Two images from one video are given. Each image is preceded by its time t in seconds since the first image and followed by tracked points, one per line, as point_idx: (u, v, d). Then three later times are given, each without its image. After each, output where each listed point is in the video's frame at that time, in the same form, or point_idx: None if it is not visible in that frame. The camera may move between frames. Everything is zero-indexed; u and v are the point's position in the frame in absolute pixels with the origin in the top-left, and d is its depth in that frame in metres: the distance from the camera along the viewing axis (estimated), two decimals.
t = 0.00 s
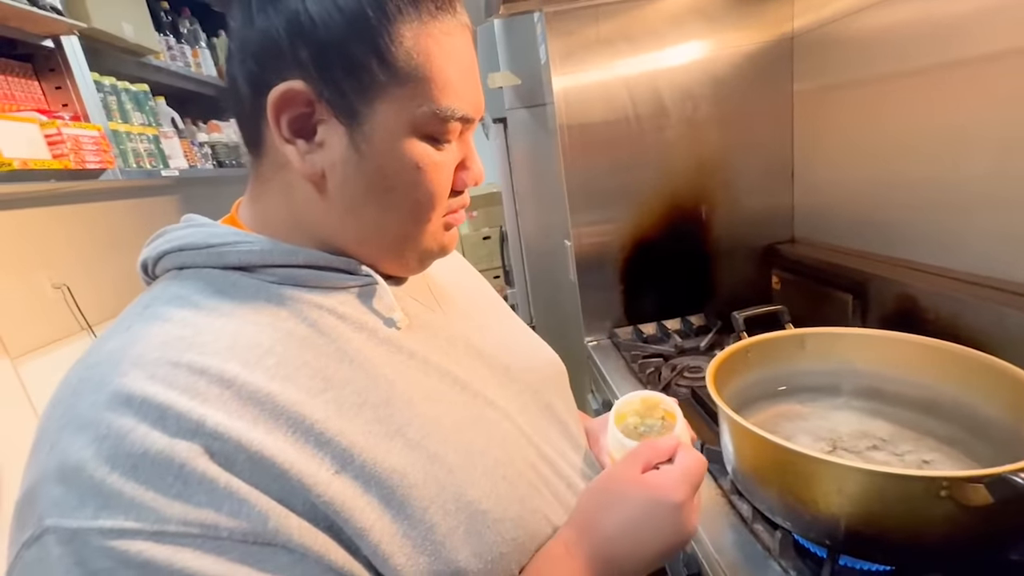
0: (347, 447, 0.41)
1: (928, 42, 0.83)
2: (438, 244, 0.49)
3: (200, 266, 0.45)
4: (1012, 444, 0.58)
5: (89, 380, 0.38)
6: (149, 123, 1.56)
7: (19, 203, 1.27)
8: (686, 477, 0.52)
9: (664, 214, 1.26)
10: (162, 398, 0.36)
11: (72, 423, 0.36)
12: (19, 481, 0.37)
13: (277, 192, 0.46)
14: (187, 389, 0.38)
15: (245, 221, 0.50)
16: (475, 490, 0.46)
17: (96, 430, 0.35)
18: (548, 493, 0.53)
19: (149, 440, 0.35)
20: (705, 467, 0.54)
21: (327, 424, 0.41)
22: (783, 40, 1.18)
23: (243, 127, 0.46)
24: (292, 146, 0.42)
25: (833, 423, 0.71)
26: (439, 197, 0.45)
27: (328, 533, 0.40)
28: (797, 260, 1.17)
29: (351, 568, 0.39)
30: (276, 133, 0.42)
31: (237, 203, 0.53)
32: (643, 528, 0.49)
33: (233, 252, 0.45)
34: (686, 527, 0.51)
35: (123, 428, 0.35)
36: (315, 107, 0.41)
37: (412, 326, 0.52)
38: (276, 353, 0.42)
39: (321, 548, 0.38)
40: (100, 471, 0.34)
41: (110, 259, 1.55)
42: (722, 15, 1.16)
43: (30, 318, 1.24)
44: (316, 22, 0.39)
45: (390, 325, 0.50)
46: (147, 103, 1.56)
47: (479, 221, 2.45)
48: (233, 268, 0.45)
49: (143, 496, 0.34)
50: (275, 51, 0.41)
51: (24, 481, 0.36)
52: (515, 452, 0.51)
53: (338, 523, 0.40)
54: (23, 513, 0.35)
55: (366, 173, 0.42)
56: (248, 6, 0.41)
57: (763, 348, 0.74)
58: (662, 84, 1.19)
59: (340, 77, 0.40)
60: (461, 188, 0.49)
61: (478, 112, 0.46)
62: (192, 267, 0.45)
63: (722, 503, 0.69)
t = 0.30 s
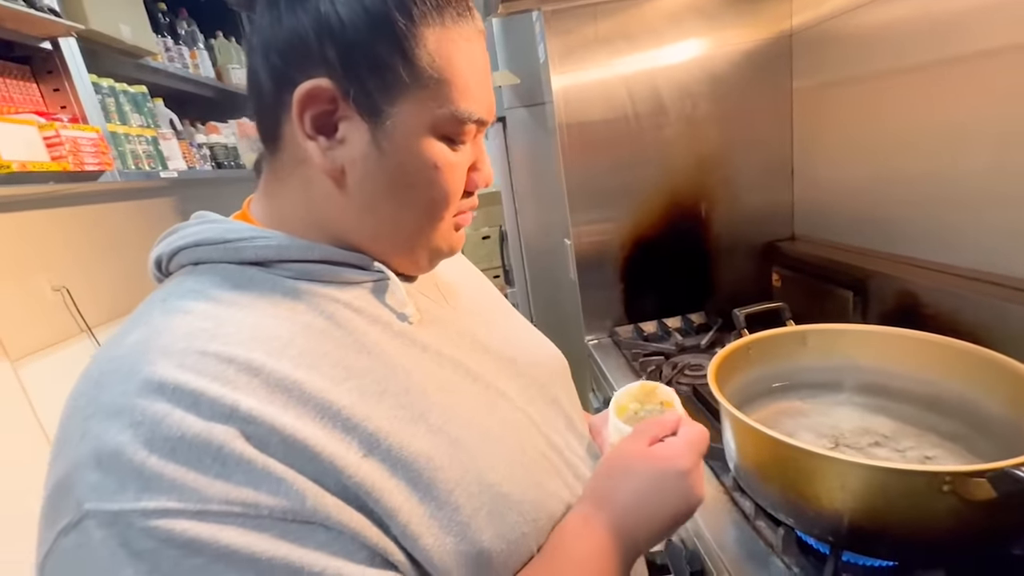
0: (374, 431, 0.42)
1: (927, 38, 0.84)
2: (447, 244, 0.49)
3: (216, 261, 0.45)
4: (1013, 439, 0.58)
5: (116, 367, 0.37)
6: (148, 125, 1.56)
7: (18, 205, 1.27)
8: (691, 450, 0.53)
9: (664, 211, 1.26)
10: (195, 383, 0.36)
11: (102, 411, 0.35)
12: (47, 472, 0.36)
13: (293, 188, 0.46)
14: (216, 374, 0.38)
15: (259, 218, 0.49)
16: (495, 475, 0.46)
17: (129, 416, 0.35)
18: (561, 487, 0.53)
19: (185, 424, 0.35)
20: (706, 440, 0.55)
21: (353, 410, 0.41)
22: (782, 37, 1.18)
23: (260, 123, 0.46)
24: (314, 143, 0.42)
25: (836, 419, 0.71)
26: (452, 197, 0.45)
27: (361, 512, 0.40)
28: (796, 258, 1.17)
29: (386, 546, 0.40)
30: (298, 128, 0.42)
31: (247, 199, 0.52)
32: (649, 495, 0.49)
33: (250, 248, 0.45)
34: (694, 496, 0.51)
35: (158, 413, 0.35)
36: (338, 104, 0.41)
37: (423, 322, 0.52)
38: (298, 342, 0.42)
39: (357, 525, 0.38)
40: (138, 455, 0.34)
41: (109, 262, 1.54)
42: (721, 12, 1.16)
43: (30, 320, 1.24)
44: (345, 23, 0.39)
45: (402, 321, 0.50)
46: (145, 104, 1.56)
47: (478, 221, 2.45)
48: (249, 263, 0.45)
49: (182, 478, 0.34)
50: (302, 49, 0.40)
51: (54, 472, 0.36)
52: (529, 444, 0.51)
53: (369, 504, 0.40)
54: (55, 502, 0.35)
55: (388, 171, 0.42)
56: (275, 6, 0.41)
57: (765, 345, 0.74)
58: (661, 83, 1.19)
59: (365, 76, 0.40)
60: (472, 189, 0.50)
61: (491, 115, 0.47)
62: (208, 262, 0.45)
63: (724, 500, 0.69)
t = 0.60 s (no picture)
0: (391, 420, 0.41)
1: (919, 38, 0.84)
2: (450, 243, 0.50)
3: (230, 257, 0.45)
4: (1008, 436, 0.59)
5: (138, 359, 0.37)
6: (141, 126, 1.55)
7: (10, 208, 1.26)
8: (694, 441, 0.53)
9: (659, 211, 1.26)
10: (219, 373, 0.37)
11: (128, 401, 0.35)
12: (69, 462, 0.36)
13: (301, 187, 0.46)
14: (239, 365, 0.38)
15: (267, 215, 0.49)
16: (506, 462, 0.46)
17: (155, 406, 0.35)
18: (570, 482, 0.53)
19: (213, 413, 0.35)
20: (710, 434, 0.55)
21: (370, 399, 0.41)
22: (776, 37, 1.19)
23: (269, 121, 0.46)
24: (325, 142, 0.42)
25: (831, 417, 0.71)
26: (458, 196, 0.46)
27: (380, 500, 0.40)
28: (790, 257, 1.18)
29: (404, 534, 0.39)
30: (309, 127, 0.42)
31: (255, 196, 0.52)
32: (659, 488, 0.49)
33: (263, 243, 0.45)
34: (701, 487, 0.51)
35: (185, 402, 0.35)
36: (350, 104, 0.41)
37: (431, 315, 0.52)
38: (315, 334, 0.42)
39: (376, 513, 0.38)
40: (167, 442, 0.34)
41: (102, 265, 1.53)
42: (715, 12, 1.16)
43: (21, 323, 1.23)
44: (358, 26, 0.39)
45: (411, 313, 0.49)
46: (138, 106, 1.55)
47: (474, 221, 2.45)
48: (262, 259, 0.45)
49: (211, 464, 0.34)
50: (314, 49, 0.41)
51: (77, 462, 0.36)
52: (539, 438, 0.52)
53: (388, 492, 0.40)
54: (78, 492, 0.35)
55: (397, 170, 0.42)
56: (288, 8, 0.41)
57: (762, 343, 0.75)
58: (656, 83, 1.20)
59: (376, 77, 0.40)
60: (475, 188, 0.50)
61: (495, 116, 0.47)
62: (222, 258, 0.45)
63: (719, 498, 0.69)
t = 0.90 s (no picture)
0: (429, 396, 0.41)
1: (911, 37, 0.85)
2: (462, 233, 0.50)
3: (258, 248, 0.44)
4: (1001, 430, 0.59)
5: (185, 336, 0.37)
6: (132, 126, 1.54)
7: None
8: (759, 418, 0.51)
9: (654, 209, 1.26)
10: (267, 350, 0.36)
11: (178, 378, 0.35)
12: (118, 444, 0.36)
13: (316, 182, 0.46)
14: (288, 339, 0.38)
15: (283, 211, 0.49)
16: (531, 441, 0.47)
17: (209, 378, 0.35)
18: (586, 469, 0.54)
19: (264, 387, 0.35)
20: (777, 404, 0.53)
21: (408, 375, 0.41)
22: (769, 36, 1.19)
23: (283, 120, 0.46)
24: (340, 136, 0.42)
25: (826, 414, 0.71)
26: (468, 184, 0.46)
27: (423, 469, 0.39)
28: (785, 255, 1.18)
29: (448, 500, 0.39)
30: (324, 122, 0.42)
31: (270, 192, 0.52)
32: (721, 459, 0.47)
33: (290, 233, 0.44)
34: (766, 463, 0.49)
35: (238, 374, 0.35)
36: (363, 97, 0.41)
37: (446, 305, 0.52)
38: (350, 317, 0.42)
39: (422, 477, 0.38)
40: (224, 413, 0.34)
41: (95, 266, 1.52)
42: (709, 11, 1.16)
43: (16, 327, 1.23)
44: (368, 19, 0.39)
45: (430, 303, 0.50)
46: (130, 106, 1.53)
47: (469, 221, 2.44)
48: (289, 250, 0.44)
49: (267, 432, 0.34)
50: (326, 45, 0.41)
51: (125, 439, 0.35)
52: (556, 427, 0.52)
53: (431, 462, 0.39)
54: (129, 469, 0.34)
55: (413, 160, 0.42)
56: (299, 7, 0.41)
57: (757, 340, 0.75)
58: (650, 82, 1.20)
59: (388, 69, 0.40)
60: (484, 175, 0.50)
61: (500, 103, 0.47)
62: (250, 249, 0.44)
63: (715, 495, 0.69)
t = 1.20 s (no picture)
0: (469, 348, 0.43)
1: (905, 35, 0.85)
2: (475, 221, 0.53)
3: (290, 235, 0.43)
4: (993, 424, 0.59)
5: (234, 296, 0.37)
6: (126, 127, 1.53)
7: None
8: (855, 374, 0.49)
9: (650, 207, 1.27)
10: (322, 305, 0.36)
11: (237, 335, 0.34)
12: (184, 408, 0.35)
13: (338, 177, 0.48)
14: (337, 288, 0.38)
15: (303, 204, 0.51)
16: (552, 413, 0.47)
17: (267, 324, 0.34)
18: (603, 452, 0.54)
19: (323, 333, 0.35)
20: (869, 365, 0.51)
21: (448, 330, 0.42)
22: (764, 34, 1.20)
23: (304, 118, 0.47)
24: (361, 134, 0.44)
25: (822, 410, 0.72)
26: (479, 178, 0.48)
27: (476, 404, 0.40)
28: (780, 252, 1.19)
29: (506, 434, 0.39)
30: (346, 119, 0.44)
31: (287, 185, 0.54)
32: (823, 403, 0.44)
33: (320, 220, 0.44)
34: (870, 411, 0.45)
35: (296, 318, 0.35)
36: (383, 95, 0.43)
37: (461, 294, 0.53)
38: (388, 289, 0.42)
39: (473, 403, 0.38)
40: (294, 352, 0.33)
41: (89, 268, 1.52)
42: (703, 10, 1.17)
43: (10, 328, 1.23)
44: (388, 22, 0.41)
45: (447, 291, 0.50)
46: (123, 106, 1.53)
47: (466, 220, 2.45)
48: (319, 237, 0.44)
49: (338, 364, 0.34)
50: (349, 48, 0.42)
51: (190, 401, 0.35)
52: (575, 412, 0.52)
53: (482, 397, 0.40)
54: (203, 425, 0.34)
55: (431, 156, 0.44)
56: (323, 12, 0.43)
57: (753, 336, 0.76)
58: (645, 81, 1.20)
59: (407, 69, 0.42)
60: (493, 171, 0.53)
61: (508, 99, 0.50)
62: (281, 236, 0.43)
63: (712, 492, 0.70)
